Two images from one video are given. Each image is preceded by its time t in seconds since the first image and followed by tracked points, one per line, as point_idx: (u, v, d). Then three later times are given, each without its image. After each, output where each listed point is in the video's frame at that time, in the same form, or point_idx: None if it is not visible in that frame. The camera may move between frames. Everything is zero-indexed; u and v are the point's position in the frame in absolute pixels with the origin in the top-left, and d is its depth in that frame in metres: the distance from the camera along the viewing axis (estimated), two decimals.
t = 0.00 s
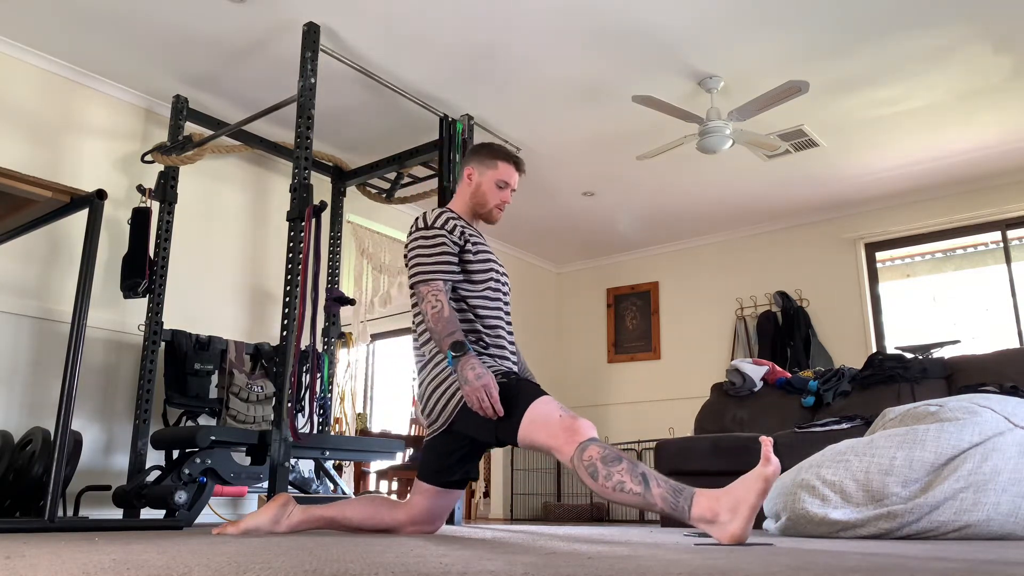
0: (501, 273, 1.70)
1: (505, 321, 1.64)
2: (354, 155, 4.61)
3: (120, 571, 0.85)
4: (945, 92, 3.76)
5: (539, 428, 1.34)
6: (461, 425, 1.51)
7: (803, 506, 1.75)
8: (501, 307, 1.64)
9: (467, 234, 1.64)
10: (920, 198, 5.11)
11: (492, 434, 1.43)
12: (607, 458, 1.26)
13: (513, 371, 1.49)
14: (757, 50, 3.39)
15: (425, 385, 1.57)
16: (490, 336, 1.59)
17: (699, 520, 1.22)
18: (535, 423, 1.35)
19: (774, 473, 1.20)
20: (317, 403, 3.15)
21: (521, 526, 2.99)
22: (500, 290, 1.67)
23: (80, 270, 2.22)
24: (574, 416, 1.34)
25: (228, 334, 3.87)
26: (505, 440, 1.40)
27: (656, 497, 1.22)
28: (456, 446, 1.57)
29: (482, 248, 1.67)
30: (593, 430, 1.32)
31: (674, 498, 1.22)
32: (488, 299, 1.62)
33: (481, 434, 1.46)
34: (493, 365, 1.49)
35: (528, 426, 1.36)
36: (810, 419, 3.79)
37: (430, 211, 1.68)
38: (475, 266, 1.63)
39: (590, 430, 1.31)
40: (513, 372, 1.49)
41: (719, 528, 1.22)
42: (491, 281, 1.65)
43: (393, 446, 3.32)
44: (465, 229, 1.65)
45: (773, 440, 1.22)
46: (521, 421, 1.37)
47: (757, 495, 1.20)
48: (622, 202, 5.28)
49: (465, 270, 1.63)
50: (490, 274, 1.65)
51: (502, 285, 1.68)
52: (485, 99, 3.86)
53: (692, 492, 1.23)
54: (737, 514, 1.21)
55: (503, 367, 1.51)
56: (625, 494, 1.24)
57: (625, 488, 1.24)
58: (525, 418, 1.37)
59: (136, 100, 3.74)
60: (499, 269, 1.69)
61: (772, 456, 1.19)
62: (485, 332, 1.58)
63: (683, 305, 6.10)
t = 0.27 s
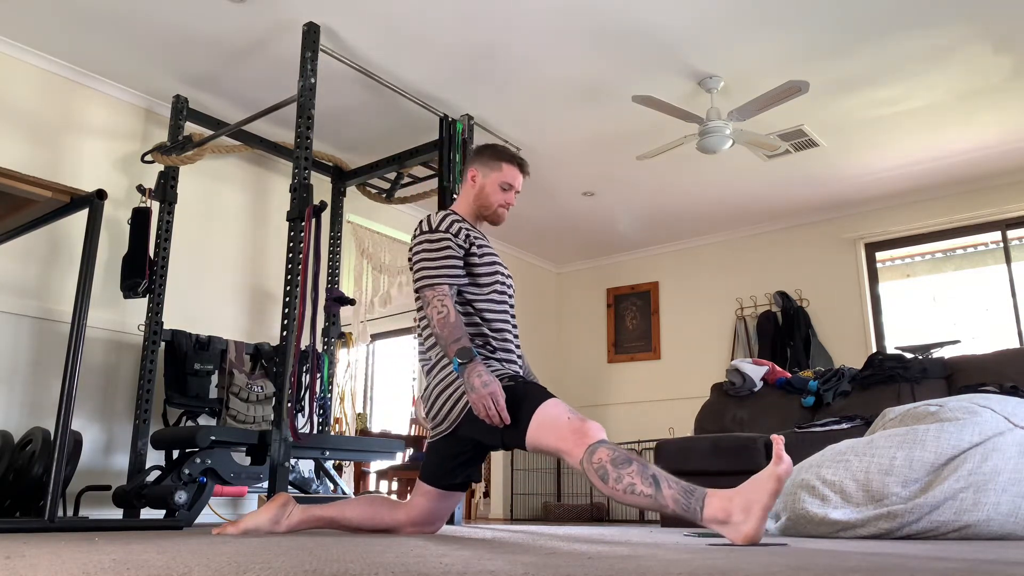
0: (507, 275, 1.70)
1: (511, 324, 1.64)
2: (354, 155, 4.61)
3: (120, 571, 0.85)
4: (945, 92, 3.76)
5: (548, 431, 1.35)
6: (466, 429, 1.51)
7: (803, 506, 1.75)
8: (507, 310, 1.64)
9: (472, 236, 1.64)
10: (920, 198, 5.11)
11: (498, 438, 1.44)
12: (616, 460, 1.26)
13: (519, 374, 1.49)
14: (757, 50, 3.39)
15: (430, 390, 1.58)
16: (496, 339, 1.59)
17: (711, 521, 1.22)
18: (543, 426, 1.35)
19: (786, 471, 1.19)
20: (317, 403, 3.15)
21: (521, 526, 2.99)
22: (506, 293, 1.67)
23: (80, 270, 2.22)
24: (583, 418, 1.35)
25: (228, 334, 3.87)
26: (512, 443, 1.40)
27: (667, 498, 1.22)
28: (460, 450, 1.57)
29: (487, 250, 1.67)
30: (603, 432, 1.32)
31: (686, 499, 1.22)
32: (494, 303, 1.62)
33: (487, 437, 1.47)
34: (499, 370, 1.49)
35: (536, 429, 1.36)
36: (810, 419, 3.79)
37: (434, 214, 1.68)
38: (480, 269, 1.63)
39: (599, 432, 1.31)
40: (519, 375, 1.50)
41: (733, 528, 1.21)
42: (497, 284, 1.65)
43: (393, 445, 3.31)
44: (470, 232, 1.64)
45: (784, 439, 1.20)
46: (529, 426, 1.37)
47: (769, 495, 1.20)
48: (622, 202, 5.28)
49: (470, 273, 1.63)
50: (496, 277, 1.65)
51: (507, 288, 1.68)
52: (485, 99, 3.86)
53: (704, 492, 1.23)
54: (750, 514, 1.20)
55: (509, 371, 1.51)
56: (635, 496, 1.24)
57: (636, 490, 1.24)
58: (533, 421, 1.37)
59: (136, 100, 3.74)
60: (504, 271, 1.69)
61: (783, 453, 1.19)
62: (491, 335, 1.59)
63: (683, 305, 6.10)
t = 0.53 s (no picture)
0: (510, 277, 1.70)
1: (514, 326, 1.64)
2: (354, 155, 4.61)
3: (120, 571, 0.85)
4: (946, 92, 3.76)
5: (553, 433, 1.35)
6: (469, 431, 1.51)
7: (802, 506, 1.75)
8: (510, 312, 1.64)
9: (475, 238, 1.64)
10: (920, 198, 5.11)
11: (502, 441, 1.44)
12: (623, 461, 1.26)
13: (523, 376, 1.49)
14: (757, 50, 3.39)
15: (433, 391, 1.58)
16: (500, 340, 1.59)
17: (719, 521, 1.22)
18: (549, 427, 1.35)
19: (793, 470, 1.18)
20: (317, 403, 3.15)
21: (521, 526, 2.98)
22: (510, 295, 1.67)
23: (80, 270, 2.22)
24: (588, 419, 1.35)
25: (228, 334, 3.87)
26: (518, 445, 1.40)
27: (674, 499, 1.22)
28: (462, 452, 1.57)
29: (491, 252, 1.66)
30: (608, 433, 1.32)
31: (694, 500, 1.22)
32: (497, 304, 1.62)
33: (491, 439, 1.47)
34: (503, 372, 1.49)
35: (541, 431, 1.36)
36: (810, 419, 3.79)
37: (438, 215, 1.69)
38: (484, 270, 1.63)
39: (605, 433, 1.31)
40: (523, 377, 1.49)
41: (741, 528, 1.22)
42: (500, 285, 1.65)
43: (393, 445, 3.31)
44: (474, 233, 1.64)
45: (791, 439, 1.20)
46: (535, 427, 1.37)
47: (777, 495, 1.20)
48: (622, 202, 5.28)
49: (474, 274, 1.63)
50: (500, 278, 1.65)
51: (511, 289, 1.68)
52: (485, 99, 3.86)
53: (711, 493, 1.23)
54: (758, 514, 1.20)
55: (514, 373, 1.51)
56: (642, 497, 1.24)
57: (643, 491, 1.24)
58: (538, 423, 1.37)
59: (136, 100, 3.74)
60: (508, 272, 1.69)
61: (791, 453, 1.19)
62: (494, 336, 1.59)
63: (683, 305, 6.10)
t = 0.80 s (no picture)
0: (511, 277, 1.70)
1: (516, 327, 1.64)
2: (354, 155, 4.61)
3: (120, 572, 0.85)
4: (946, 92, 3.76)
5: (555, 434, 1.35)
6: (469, 433, 1.51)
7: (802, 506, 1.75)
8: (512, 312, 1.64)
9: (478, 238, 1.64)
10: (920, 198, 5.12)
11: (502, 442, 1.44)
12: (625, 462, 1.26)
13: (526, 378, 1.49)
14: (757, 50, 3.39)
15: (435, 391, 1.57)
16: (502, 341, 1.59)
17: (723, 521, 1.22)
18: (550, 429, 1.35)
19: (796, 470, 1.18)
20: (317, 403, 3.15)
21: (522, 526, 2.98)
22: (511, 295, 1.67)
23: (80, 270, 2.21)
24: (590, 420, 1.34)
25: (228, 334, 3.87)
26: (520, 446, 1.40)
27: (678, 500, 1.22)
28: (463, 452, 1.57)
29: (493, 252, 1.67)
30: (611, 434, 1.31)
31: (697, 500, 1.21)
32: (499, 305, 1.62)
33: (491, 439, 1.47)
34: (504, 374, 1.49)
35: (543, 433, 1.36)
36: (810, 419, 3.79)
37: (440, 215, 1.69)
38: (486, 271, 1.63)
39: (607, 434, 1.31)
40: (524, 379, 1.49)
41: (745, 529, 1.21)
42: (502, 286, 1.65)
43: (393, 445, 3.32)
44: (476, 234, 1.64)
45: (795, 438, 1.20)
46: (536, 428, 1.37)
47: (781, 494, 1.19)
48: (622, 202, 5.28)
49: (475, 275, 1.63)
50: (502, 279, 1.65)
51: (512, 290, 1.69)
52: (485, 99, 3.86)
53: (715, 493, 1.23)
54: (762, 514, 1.20)
55: (516, 374, 1.50)
56: (645, 498, 1.23)
57: (646, 492, 1.23)
58: (539, 424, 1.37)
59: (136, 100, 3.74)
60: (509, 273, 1.69)
61: (794, 452, 1.19)
62: (497, 336, 1.58)
63: (683, 305, 6.10)
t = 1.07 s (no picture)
0: (513, 278, 1.70)
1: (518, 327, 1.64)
2: (354, 155, 4.61)
3: (120, 571, 0.85)
4: (946, 92, 3.76)
5: (557, 434, 1.35)
6: (470, 433, 1.51)
7: (802, 506, 1.75)
8: (514, 313, 1.64)
9: (480, 238, 1.64)
10: (920, 198, 5.12)
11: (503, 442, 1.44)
12: (627, 463, 1.26)
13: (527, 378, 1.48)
14: (757, 50, 3.39)
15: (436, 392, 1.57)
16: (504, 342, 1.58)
17: (726, 521, 1.22)
18: (552, 429, 1.35)
19: (800, 471, 1.15)
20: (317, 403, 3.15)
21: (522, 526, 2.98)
22: (513, 296, 1.67)
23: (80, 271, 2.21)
24: (592, 421, 1.34)
25: (228, 334, 3.87)
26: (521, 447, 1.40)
27: (680, 500, 1.22)
28: (463, 453, 1.57)
29: (495, 252, 1.66)
30: (613, 434, 1.32)
31: (699, 500, 1.22)
32: (501, 305, 1.62)
33: (491, 440, 1.47)
34: (506, 374, 1.49)
35: (544, 433, 1.36)
36: (810, 419, 3.79)
37: (441, 216, 1.69)
38: (487, 271, 1.63)
39: (609, 434, 1.31)
40: (525, 379, 1.49)
41: (748, 528, 1.21)
42: (504, 287, 1.65)
43: (393, 445, 3.32)
44: (478, 234, 1.64)
45: (797, 438, 1.17)
46: (537, 429, 1.37)
47: (784, 494, 1.18)
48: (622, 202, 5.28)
49: (477, 275, 1.63)
50: (504, 280, 1.65)
51: (514, 290, 1.69)
52: (485, 99, 3.86)
53: (717, 493, 1.23)
54: (764, 514, 1.20)
55: (517, 374, 1.50)
56: (648, 499, 1.23)
57: (648, 492, 1.23)
58: (541, 425, 1.37)
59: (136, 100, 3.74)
60: (511, 274, 1.69)
61: (797, 452, 1.16)
62: (498, 337, 1.58)
63: (683, 305, 6.10)
